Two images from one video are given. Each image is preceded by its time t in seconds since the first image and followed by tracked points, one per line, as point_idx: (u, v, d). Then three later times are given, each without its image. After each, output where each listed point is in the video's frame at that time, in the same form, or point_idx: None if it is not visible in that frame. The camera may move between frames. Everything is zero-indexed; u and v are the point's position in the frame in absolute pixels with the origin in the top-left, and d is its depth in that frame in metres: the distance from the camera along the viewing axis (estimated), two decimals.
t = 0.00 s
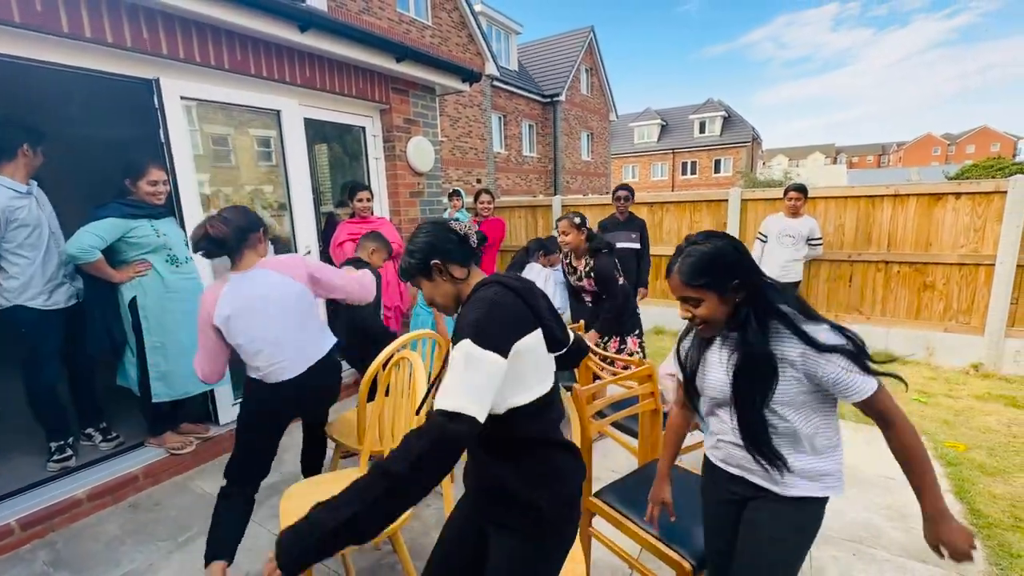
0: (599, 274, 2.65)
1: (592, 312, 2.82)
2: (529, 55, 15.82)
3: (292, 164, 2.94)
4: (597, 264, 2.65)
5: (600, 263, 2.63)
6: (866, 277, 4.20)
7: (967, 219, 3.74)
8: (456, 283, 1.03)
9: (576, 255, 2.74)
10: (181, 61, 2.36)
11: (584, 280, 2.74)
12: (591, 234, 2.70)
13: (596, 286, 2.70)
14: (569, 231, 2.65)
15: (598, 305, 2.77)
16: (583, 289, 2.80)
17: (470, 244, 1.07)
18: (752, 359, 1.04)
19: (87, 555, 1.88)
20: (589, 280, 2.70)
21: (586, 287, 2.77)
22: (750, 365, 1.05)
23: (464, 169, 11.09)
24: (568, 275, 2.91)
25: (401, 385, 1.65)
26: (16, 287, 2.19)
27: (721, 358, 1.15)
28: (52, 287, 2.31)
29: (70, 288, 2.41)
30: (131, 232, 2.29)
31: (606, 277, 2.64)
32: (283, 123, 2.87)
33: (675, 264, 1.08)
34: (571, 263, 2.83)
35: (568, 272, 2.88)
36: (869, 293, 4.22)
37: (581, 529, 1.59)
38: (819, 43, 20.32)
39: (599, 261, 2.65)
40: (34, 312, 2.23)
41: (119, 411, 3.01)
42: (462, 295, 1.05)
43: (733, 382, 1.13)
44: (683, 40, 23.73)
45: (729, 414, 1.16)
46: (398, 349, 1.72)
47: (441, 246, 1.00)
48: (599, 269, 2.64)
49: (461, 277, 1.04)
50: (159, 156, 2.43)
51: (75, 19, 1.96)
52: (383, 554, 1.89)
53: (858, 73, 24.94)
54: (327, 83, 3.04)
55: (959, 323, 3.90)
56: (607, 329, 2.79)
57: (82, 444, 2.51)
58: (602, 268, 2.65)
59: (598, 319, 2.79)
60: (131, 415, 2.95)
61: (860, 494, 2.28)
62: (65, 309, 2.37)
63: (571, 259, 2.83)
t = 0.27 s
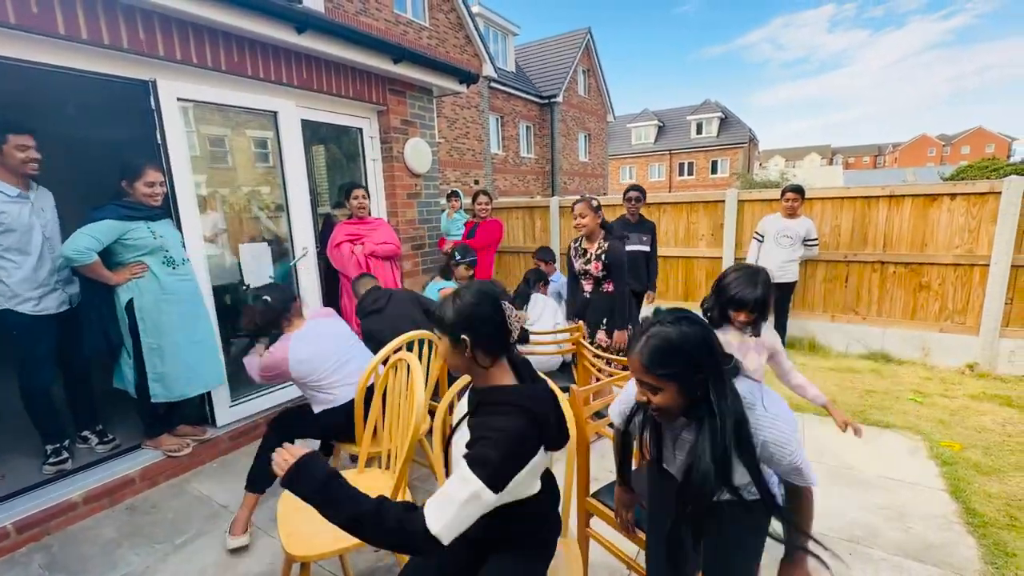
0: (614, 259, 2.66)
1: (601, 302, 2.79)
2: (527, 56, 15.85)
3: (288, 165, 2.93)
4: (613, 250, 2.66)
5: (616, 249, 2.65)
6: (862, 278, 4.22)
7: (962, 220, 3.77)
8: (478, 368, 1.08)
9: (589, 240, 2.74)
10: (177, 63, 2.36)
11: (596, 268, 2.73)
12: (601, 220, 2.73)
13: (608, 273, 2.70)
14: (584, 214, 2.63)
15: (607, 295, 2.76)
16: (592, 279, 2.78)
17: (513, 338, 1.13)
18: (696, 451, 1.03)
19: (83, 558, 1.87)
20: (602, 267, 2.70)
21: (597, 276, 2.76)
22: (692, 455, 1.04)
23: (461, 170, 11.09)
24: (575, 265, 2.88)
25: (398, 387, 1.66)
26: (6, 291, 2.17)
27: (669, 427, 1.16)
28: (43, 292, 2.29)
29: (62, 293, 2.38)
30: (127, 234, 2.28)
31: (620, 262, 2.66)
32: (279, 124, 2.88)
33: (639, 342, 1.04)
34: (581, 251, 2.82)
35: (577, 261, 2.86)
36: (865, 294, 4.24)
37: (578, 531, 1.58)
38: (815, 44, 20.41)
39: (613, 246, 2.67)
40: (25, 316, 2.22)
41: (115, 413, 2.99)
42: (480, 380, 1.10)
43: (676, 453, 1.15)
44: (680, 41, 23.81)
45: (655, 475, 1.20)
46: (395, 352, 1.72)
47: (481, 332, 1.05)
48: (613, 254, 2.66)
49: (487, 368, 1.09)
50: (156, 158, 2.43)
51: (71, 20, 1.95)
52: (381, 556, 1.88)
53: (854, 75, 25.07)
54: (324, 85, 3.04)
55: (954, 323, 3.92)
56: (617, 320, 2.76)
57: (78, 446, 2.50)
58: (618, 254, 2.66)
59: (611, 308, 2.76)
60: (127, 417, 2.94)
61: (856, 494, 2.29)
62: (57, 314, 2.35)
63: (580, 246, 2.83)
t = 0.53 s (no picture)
0: (638, 255, 2.68)
1: (625, 300, 2.77)
2: (524, 56, 15.86)
3: (286, 166, 2.93)
4: (637, 247, 2.68)
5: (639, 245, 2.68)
6: (859, 278, 4.23)
7: (958, 220, 3.78)
8: (501, 367, 1.31)
9: (608, 239, 2.69)
10: (174, 63, 2.35)
11: (620, 266, 2.70)
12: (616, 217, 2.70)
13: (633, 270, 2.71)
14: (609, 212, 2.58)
15: (631, 292, 2.76)
16: (615, 278, 2.74)
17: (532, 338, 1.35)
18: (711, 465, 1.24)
19: (79, 561, 1.86)
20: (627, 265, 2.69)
21: (621, 274, 2.72)
22: (705, 487, 1.23)
23: (459, 171, 11.09)
24: (595, 266, 2.78)
25: (398, 389, 1.65)
26: None
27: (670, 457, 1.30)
28: (30, 298, 2.23)
29: (52, 299, 2.33)
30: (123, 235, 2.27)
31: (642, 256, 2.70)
32: (277, 125, 2.87)
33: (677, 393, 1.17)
34: (601, 250, 2.74)
35: (598, 261, 2.77)
36: (862, 294, 4.25)
37: (576, 532, 1.57)
38: (811, 45, 20.48)
39: (634, 242, 2.70)
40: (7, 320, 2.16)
41: (112, 415, 2.98)
42: (501, 376, 1.33)
43: (676, 482, 1.30)
44: (677, 42, 23.87)
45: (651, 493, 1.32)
46: (394, 353, 1.71)
47: (506, 333, 1.27)
48: (637, 251, 2.68)
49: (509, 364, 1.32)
50: (152, 158, 2.42)
51: (66, 20, 1.94)
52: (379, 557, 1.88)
53: (850, 75, 25.17)
54: (321, 85, 3.04)
55: (951, 323, 3.94)
56: (641, 315, 2.81)
57: (74, 448, 2.48)
58: (640, 251, 2.68)
59: (637, 305, 2.77)
60: (124, 419, 2.92)
61: (854, 493, 2.30)
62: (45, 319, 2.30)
63: (598, 246, 2.75)
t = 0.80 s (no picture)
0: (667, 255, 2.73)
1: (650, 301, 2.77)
2: (522, 57, 15.87)
3: (284, 166, 2.92)
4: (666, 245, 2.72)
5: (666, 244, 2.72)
6: (856, 277, 4.24)
7: (954, 220, 3.80)
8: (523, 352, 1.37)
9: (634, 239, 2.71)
10: (171, 63, 2.34)
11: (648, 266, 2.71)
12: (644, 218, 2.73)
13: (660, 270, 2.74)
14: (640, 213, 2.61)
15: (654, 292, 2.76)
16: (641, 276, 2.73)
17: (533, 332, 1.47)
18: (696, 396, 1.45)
19: (77, 562, 1.86)
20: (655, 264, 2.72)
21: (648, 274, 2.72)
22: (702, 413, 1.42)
23: (457, 171, 11.09)
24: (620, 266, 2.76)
25: (396, 389, 1.64)
26: None
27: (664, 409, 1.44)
28: (23, 300, 2.22)
29: (47, 300, 2.31)
30: (120, 235, 2.26)
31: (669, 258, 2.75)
32: (274, 125, 2.86)
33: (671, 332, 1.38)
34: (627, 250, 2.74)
35: (624, 262, 2.76)
36: (859, 294, 4.26)
37: (575, 530, 1.56)
38: (809, 45, 20.53)
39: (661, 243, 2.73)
40: None
41: (109, 416, 2.97)
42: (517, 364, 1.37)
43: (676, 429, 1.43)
44: (674, 43, 23.90)
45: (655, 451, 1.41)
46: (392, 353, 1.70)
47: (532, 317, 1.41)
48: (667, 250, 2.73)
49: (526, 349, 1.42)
50: (149, 159, 2.41)
51: (62, 21, 1.94)
52: (377, 558, 1.87)
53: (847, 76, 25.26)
54: (319, 85, 3.04)
55: (947, 322, 3.95)
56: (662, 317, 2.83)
57: (71, 449, 2.48)
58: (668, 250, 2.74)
59: (658, 306, 2.78)
60: (121, 420, 2.92)
61: (851, 492, 2.30)
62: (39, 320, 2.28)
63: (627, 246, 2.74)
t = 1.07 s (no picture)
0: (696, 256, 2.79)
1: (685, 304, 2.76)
2: (520, 57, 15.87)
3: (282, 166, 2.91)
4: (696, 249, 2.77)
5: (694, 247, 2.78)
6: (853, 277, 4.25)
7: (951, 220, 3.81)
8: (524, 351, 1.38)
9: (664, 243, 2.69)
10: (168, 63, 2.33)
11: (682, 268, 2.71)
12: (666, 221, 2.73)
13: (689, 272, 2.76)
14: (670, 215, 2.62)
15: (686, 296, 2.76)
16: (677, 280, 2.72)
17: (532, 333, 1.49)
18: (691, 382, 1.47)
19: (74, 564, 1.85)
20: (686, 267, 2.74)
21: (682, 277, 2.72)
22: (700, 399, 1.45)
23: (455, 171, 11.10)
24: (657, 272, 2.70)
25: (394, 389, 1.64)
26: None
27: (672, 405, 1.40)
28: (19, 301, 2.21)
29: (43, 301, 2.31)
30: (117, 236, 2.25)
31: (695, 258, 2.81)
32: (272, 125, 2.86)
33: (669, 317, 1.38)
34: (661, 254, 2.69)
35: (659, 266, 2.71)
36: (856, 294, 4.27)
37: (574, 530, 1.57)
38: (806, 45, 20.59)
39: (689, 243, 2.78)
40: None
41: (105, 417, 2.96)
42: (518, 362, 1.38)
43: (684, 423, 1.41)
44: (672, 43, 23.94)
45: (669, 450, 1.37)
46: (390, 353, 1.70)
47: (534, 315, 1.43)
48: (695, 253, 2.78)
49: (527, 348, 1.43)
50: (146, 159, 2.40)
51: (58, 20, 1.93)
52: (375, 558, 1.87)
53: (844, 76, 25.35)
54: (317, 85, 3.03)
55: (945, 322, 3.96)
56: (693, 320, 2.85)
57: (67, 450, 2.47)
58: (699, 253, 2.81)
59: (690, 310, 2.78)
60: (117, 421, 2.91)
61: (849, 492, 2.31)
62: (35, 321, 2.28)
63: (659, 252, 2.69)
